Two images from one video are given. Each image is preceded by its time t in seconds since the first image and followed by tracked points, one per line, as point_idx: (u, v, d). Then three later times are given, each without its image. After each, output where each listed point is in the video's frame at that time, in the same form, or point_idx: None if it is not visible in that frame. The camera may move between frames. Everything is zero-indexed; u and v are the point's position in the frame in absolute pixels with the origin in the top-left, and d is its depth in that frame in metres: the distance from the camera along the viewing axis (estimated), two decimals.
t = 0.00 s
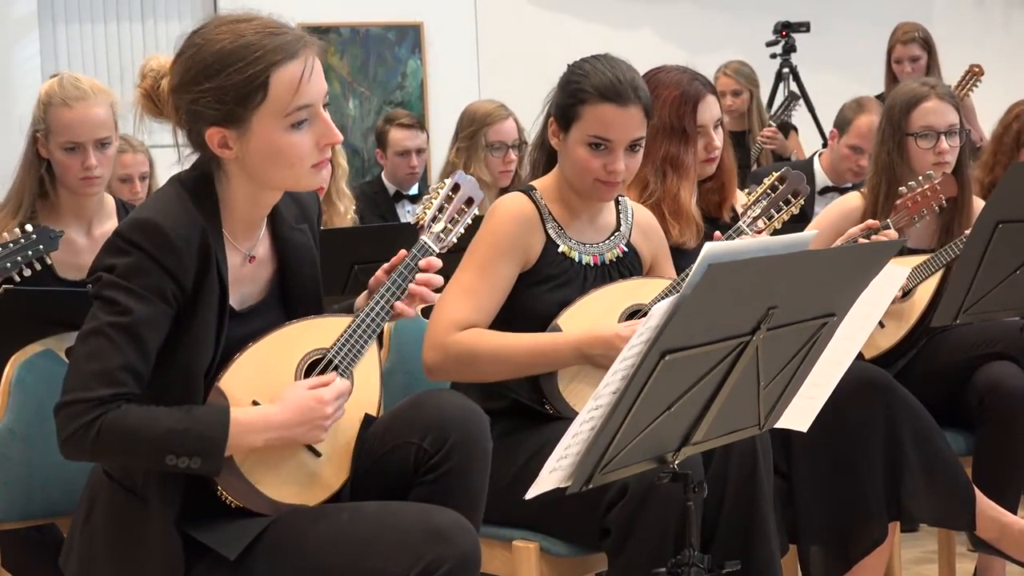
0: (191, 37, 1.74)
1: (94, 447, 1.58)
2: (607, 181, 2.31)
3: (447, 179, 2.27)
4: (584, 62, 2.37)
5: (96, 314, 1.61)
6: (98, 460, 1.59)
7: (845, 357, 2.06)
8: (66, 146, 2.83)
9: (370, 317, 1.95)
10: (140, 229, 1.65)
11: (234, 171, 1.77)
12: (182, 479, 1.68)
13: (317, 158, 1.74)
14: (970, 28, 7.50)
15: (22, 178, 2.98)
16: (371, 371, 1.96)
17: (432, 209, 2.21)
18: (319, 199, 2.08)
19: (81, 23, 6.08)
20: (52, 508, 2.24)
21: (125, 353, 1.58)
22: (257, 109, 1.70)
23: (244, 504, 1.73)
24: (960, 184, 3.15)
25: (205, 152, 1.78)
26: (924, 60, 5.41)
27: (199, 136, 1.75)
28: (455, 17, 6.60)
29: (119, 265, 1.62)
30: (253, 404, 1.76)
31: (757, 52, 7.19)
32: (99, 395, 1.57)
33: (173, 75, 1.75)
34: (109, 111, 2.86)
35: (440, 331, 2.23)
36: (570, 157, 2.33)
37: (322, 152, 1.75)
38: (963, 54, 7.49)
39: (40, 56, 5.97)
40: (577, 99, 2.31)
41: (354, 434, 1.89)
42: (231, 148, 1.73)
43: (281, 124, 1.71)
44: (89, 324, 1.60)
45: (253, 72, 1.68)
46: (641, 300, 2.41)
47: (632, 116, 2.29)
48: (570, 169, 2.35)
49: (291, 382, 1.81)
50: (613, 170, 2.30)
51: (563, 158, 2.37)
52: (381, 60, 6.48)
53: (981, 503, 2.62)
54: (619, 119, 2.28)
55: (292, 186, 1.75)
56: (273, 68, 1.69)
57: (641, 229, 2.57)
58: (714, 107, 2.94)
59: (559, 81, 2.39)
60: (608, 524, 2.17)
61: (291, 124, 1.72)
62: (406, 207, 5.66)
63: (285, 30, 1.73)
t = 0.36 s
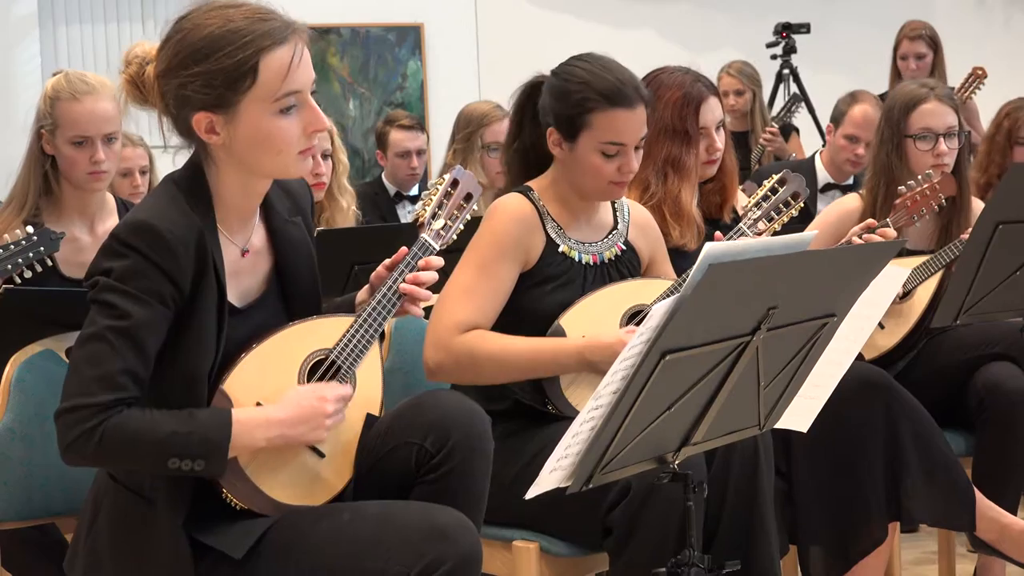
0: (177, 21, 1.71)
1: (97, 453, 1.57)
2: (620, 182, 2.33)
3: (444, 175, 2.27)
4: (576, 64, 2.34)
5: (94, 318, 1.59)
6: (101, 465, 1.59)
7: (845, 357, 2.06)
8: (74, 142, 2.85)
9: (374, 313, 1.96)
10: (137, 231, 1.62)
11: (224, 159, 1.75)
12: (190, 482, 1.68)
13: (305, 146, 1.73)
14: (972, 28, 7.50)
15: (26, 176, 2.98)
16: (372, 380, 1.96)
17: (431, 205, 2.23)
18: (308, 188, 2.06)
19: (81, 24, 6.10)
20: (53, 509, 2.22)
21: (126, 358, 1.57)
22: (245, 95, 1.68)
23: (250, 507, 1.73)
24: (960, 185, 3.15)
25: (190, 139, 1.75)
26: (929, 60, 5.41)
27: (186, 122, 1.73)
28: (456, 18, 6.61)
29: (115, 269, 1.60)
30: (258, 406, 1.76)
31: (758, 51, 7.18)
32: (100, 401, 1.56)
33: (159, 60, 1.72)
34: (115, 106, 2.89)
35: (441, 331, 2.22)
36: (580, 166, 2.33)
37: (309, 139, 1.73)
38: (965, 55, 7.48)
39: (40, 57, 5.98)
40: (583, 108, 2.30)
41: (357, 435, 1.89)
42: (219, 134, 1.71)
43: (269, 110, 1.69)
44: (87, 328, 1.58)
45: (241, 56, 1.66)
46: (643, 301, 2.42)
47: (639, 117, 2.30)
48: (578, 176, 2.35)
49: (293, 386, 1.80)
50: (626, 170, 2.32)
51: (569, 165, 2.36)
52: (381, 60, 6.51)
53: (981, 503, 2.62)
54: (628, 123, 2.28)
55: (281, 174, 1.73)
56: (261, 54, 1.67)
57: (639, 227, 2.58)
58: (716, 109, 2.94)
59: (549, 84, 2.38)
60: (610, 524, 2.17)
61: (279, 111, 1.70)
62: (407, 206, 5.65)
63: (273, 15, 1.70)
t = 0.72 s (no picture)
0: (226, 26, 1.66)
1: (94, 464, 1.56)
2: (610, 190, 2.32)
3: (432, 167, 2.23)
4: (564, 72, 2.34)
5: (83, 329, 1.58)
6: (99, 475, 1.58)
7: (845, 356, 2.05)
8: (74, 144, 2.84)
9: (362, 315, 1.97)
10: (119, 236, 1.61)
11: (225, 163, 1.69)
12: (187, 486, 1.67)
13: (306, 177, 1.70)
14: (973, 26, 7.50)
15: (26, 177, 2.97)
16: (364, 380, 1.96)
17: (418, 198, 2.21)
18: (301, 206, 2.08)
19: (82, 24, 6.10)
20: (53, 509, 2.22)
21: (119, 367, 1.57)
22: (280, 120, 1.64)
23: (246, 509, 1.73)
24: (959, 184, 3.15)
25: (193, 135, 1.70)
26: (936, 59, 5.41)
27: (204, 120, 1.66)
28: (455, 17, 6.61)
29: (99, 277, 1.59)
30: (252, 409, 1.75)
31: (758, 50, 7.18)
32: (95, 411, 1.55)
33: (195, 53, 1.66)
34: (116, 110, 2.89)
35: (437, 341, 2.24)
36: (570, 173, 2.32)
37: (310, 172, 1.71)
38: (965, 53, 7.48)
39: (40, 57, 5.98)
40: (568, 117, 2.29)
41: (352, 434, 1.89)
42: (234, 146, 1.66)
43: (294, 141, 1.66)
44: (76, 340, 1.57)
45: (292, 88, 1.63)
46: (640, 301, 2.41)
47: (628, 124, 2.28)
48: (569, 182, 2.35)
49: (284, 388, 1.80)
50: (616, 179, 2.30)
51: (562, 173, 2.35)
52: (381, 60, 6.51)
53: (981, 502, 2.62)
54: (616, 132, 2.26)
55: (274, 193, 1.70)
56: (309, 88, 1.65)
57: (635, 224, 2.58)
58: (718, 109, 2.92)
59: (539, 93, 2.37)
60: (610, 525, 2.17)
61: (302, 144, 1.67)
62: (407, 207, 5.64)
63: (324, 52, 1.69)
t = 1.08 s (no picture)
0: (246, 37, 1.71)
1: (92, 459, 1.57)
2: (593, 178, 2.31)
3: (432, 169, 2.26)
4: (561, 61, 2.36)
5: (86, 325, 1.59)
6: (96, 471, 1.58)
7: (845, 354, 2.05)
8: (78, 146, 2.84)
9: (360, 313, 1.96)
10: (126, 235, 1.62)
11: (242, 175, 1.74)
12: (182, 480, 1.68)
13: (326, 185, 1.73)
14: (973, 25, 7.50)
15: (30, 177, 2.97)
16: (363, 380, 1.95)
17: (418, 200, 2.21)
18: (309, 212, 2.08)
19: (81, 25, 6.10)
20: (53, 509, 2.22)
21: (120, 364, 1.57)
22: (297, 130, 1.68)
23: (245, 509, 1.73)
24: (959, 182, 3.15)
25: (210, 147, 1.75)
26: (936, 57, 5.40)
27: (222, 134, 1.72)
28: (455, 17, 6.61)
29: (103, 274, 1.60)
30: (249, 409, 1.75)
31: (757, 49, 7.17)
32: (95, 407, 1.56)
33: (214, 65, 1.71)
34: (120, 113, 2.89)
35: (435, 345, 2.25)
36: (553, 158, 2.33)
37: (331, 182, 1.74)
38: (965, 51, 7.48)
39: (39, 58, 5.99)
40: (555, 98, 2.32)
41: (350, 435, 1.89)
42: (252, 155, 1.71)
43: (312, 150, 1.70)
44: (79, 336, 1.58)
45: (308, 96, 1.67)
46: (637, 300, 2.40)
47: (611, 109, 2.29)
48: (556, 170, 2.35)
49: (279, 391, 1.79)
50: (597, 166, 2.29)
51: (547, 159, 2.36)
52: (381, 60, 6.50)
53: (982, 501, 2.63)
54: (598, 114, 2.28)
55: (292, 203, 1.74)
56: (326, 98, 1.69)
57: (633, 220, 2.57)
58: (714, 106, 2.92)
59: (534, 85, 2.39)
60: (609, 523, 2.17)
61: (320, 151, 1.71)
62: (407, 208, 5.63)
63: (342, 64, 1.73)
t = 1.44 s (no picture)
0: (263, 45, 1.73)
1: (98, 448, 1.57)
2: (600, 181, 2.31)
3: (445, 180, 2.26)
4: (572, 62, 2.36)
5: (101, 315, 1.60)
6: (101, 460, 1.59)
7: (848, 354, 2.05)
8: (85, 148, 2.84)
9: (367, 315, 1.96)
10: (148, 230, 1.64)
11: (263, 179, 1.75)
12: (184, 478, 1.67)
13: (346, 190, 1.74)
14: (974, 25, 7.49)
15: (36, 178, 2.96)
16: (369, 382, 1.94)
17: (429, 208, 2.21)
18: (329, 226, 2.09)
19: (83, 27, 6.11)
20: (57, 510, 2.21)
21: (131, 355, 1.58)
22: (315, 132, 1.70)
23: (247, 506, 1.74)
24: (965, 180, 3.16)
25: (231, 151, 1.76)
26: (933, 58, 5.39)
27: (244, 141, 1.73)
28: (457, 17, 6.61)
29: (122, 266, 1.61)
30: (255, 405, 1.76)
31: (758, 47, 7.16)
32: (103, 397, 1.56)
33: (234, 69, 1.73)
34: (127, 115, 2.89)
35: (439, 341, 2.25)
36: (560, 158, 2.33)
37: (352, 186, 1.75)
38: (966, 51, 7.48)
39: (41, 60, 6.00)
40: (564, 99, 2.32)
41: (356, 438, 1.88)
42: (271, 159, 1.72)
43: (331, 152, 1.71)
44: (93, 325, 1.59)
45: (326, 98, 1.69)
46: (641, 301, 2.40)
47: (620, 111, 2.29)
48: (562, 172, 2.35)
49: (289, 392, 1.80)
50: (604, 169, 2.29)
51: (554, 160, 2.36)
52: (383, 60, 6.48)
53: (986, 500, 2.63)
54: (606, 115, 2.28)
55: (313, 207, 1.75)
56: (343, 100, 1.70)
57: (636, 221, 2.57)
58: (715, 105, 2.91)
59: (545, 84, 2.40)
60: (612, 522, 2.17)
61: (339, 153, 1.72)
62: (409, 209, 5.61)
63: (362, 67, 1.74)
